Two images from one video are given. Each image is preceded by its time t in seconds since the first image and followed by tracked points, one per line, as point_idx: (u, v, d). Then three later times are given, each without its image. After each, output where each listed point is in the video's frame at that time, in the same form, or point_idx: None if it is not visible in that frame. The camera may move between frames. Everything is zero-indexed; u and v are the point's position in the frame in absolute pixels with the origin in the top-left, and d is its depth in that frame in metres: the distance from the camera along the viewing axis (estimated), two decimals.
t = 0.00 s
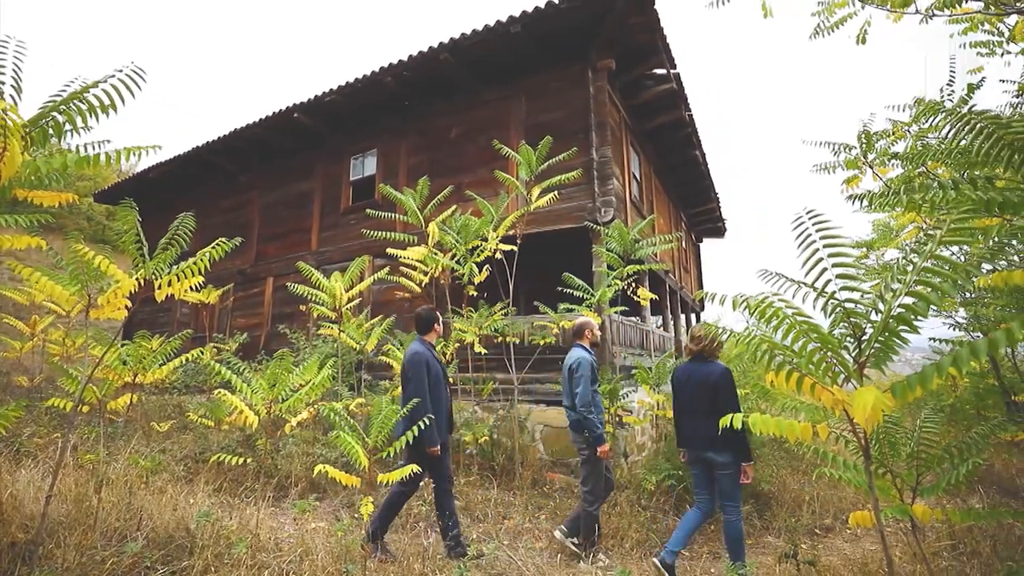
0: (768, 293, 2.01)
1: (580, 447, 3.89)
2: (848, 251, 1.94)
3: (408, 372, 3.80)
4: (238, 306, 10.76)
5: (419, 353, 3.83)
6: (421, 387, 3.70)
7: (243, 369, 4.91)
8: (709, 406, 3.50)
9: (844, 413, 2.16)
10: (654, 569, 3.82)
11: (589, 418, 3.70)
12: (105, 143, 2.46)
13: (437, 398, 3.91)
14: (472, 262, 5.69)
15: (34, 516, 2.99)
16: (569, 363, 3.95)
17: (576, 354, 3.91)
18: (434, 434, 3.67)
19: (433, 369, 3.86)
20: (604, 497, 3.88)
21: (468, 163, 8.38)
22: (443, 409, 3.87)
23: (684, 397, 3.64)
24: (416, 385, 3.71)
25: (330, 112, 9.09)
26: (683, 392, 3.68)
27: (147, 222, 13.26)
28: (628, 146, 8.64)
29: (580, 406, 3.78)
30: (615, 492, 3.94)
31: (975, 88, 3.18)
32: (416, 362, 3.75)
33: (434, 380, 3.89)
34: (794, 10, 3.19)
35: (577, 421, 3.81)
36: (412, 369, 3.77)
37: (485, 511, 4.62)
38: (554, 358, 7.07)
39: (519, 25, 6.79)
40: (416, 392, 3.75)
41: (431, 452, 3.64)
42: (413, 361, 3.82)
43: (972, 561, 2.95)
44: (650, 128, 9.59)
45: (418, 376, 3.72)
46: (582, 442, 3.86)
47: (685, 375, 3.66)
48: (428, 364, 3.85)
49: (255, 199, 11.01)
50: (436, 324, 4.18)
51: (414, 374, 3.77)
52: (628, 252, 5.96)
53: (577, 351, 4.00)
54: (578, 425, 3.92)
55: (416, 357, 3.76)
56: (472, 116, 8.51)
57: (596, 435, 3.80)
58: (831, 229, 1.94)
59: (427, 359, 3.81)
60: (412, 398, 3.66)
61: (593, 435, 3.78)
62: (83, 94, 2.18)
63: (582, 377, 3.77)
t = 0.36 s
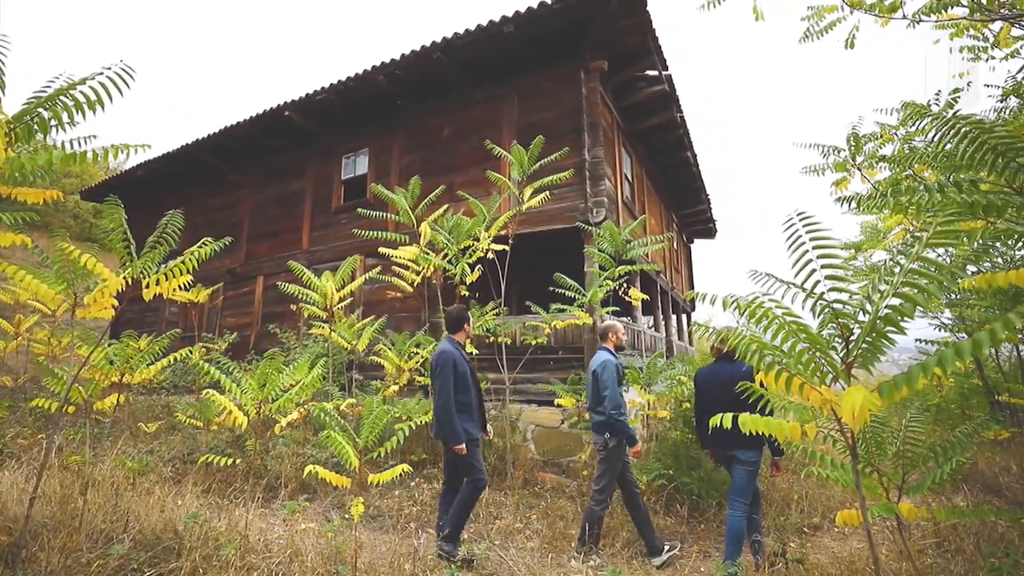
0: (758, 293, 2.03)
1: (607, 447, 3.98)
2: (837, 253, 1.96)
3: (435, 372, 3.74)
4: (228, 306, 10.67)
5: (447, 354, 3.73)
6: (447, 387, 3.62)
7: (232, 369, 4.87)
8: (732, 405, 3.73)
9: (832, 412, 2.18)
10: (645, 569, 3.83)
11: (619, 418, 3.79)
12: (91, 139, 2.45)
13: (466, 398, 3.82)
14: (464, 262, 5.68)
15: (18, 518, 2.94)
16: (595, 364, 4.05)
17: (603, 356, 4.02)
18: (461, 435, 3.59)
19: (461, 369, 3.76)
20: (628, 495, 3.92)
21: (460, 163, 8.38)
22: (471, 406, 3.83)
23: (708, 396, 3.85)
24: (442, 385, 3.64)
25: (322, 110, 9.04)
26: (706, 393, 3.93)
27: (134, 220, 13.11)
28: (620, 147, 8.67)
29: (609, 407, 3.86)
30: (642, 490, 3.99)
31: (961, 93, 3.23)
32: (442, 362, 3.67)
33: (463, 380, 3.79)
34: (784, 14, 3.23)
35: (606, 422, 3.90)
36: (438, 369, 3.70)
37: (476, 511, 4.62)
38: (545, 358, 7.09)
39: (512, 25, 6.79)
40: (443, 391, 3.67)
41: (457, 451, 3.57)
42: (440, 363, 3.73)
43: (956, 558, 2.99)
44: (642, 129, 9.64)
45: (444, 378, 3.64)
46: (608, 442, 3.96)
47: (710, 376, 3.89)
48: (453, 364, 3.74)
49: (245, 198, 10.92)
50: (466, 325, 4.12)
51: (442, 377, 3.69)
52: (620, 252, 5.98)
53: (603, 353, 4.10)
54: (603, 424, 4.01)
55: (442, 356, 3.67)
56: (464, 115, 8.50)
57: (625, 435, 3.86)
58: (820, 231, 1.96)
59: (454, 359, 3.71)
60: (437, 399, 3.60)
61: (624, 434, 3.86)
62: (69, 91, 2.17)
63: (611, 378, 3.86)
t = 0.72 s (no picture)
0: (747, 294, 2.04)
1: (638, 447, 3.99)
2: (825, 254, 1.98)
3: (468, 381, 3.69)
4: (218, 305, 10.60)
5: (479, 358, 3.69)
6: (482, 397, 3.57)
7: (222, 368, 4.84)
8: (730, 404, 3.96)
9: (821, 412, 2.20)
10: (637, 568, 3.84)
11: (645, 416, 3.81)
12: (80, 135, 2.44)
13: (498, 406, 3.76)
14: (457, 261, 5.67)
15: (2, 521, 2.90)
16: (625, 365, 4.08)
17: (633, 357, 4.03)
18: (495, 447, 3.51)
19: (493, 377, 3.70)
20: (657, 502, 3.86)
21: (453, 163, 8.37)
22: (504, 415, 3.75)
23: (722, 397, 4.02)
24: (477, 395, 3.59)
25: (314, 109, 8.99)
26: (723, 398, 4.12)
27: (123, 219, 12.99)
28: (612, 148, 8.70)
29: (637, 406, 3.89)
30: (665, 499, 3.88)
31: (949, 97, 3.26)
32: (475, 370, 3.61)
33: (495, 388, 3.73)
34: (774, 17, 3.26)
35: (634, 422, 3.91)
36: (470, 377, 3.65)
37: (468, 511, 4.62)
38: (537, 359, 7.10)
39: (506, 25, 6.79)
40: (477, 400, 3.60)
41: (490, 462, 3.50)
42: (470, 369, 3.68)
43: (942, 555, 3.03)
44: (634, 130, 9.68)
45: (478, 386, 3.59)
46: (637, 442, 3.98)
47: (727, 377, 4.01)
48: (487, 372, 3.67)
49: (236, 196, 10.85)
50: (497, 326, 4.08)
51: (475, 385, 3.63)
52: (612, 253, 5.99)
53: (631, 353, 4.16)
54: (635, 425, 4.00)
55: (476, 365, 3.62)
56: (458, 115, 8.49)
57: (652, 435, 3.85)
58: (810, 233, 1.98)
59: (487, 367, 3.65)
60: (473, 409, 3.54)
61: (650, 434, 3.84)
62: (54, 86, 2.15)
63: (640, 379, 3.86)
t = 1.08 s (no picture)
0: (740, 294, 2.05)
1: (667, 449, 4.01)
2: (817, 256, 2.00)
3: (510, 381, 3.67)
4: (210, 304, 10.52)
5: (520, 357, 3.69)
6: (530, 395, 3.58)
7: (213, 368, 4.81)
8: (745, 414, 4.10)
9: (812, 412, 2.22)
10: (629, 568, 3.85)
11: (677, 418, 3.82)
12: (70, 132, 2.42)
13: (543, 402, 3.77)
14: (450, 261, 5.66)
15: None
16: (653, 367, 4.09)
17: (663, 358, 4.04)
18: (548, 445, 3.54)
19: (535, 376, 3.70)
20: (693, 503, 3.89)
21: (447, 163, 8.35)
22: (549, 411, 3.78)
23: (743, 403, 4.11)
24: (525, 394, 3.58)
25: (307, 108, 8.94)
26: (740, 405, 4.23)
27: (113, 217, 12.86)
28: (606, 148, 8.71)
29: (666, 408, 3.88)
30: (701, 498, 3.93)
31: (937, 101, 3.30)
32: (519, 371, 3.60)
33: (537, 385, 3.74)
34: (767, 21, 3.29)
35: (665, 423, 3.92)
36: (514, 377, 3.64)
37: (462, 512, 4.61)
38: (531, 359, 7.10)
39: (500, 25, 6.78)
40: (526, 398, 3.58)
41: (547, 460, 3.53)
42: (514, 369, 3.66)
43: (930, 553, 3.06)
44: (628, 131, 9.70)
45: (525, 386, 3.58)
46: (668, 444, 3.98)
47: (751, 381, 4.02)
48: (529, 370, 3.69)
49: (228, 195, 10.78)
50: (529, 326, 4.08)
51: (521, 384, 3.61)
52: (605, 253, 6.00)
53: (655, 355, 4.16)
54: (663, 426, 4.00)
55: (520, 364, 3.63)
56: (452, 115, 8.48)
57: (682, 437, 3.86)
58: (801, 234, 2.00)
59: (528, 367, 3.65)
60: (524, 407, 3.52)
61: (682, 436, 3.85)
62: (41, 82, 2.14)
63: (668, 380, 3.88)
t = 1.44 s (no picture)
0: (731, 295, 2.07)
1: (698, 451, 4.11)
2: (807, 257, 2.02)
3: (540, 387, 3.63)
4: (200, 304, 10.43)
5: (550, 363, 3.65)
6: (560, 401, 3.55)
7: (203, 369, 4.77)
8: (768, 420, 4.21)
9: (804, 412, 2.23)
10: (622, 567, 3.86)
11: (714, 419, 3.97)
12: (57, 129, 2.40)
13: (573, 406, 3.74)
14: (443, 260, 5.64)
15: None
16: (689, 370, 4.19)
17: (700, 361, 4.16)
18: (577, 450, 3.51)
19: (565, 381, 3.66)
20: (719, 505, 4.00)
21: (440, 162, 8.34)
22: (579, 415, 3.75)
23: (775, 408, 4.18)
24: (554, 400, 3.54)
25: (299, 106, 8.89)
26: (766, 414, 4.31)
27: (102, 216, 12.71)
28: (599, 149, 8.73)
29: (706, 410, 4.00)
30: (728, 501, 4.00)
31: (925, 104, 3.34)
32: (550, 376, 3.56)
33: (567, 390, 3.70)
34: (759, 24, 3.31)
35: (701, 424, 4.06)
36: (543, 382, 3.61)
37: (454, 512, 4.60)
38: (524, 358, 7.10)
39: (494, 25, 6.78)
40: (556, 404, 3.55)
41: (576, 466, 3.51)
42: (544, 374, 3.63)
43: (918, 551, 3.09)
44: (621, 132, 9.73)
45: (555, 391, 3.55)
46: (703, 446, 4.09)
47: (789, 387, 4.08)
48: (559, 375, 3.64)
49: (220, 194, 10.70)
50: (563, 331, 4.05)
51: (551, 389, 3.58)
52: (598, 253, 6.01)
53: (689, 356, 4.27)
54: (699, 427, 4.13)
55: (549, 369, 3.58)
56: (445, 114, 8.47)
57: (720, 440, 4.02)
58: (791, 235, 2.01)
59: (558, 372, 3.61)
60: (554, 411, 3.49)
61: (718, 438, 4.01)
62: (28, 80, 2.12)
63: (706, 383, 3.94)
